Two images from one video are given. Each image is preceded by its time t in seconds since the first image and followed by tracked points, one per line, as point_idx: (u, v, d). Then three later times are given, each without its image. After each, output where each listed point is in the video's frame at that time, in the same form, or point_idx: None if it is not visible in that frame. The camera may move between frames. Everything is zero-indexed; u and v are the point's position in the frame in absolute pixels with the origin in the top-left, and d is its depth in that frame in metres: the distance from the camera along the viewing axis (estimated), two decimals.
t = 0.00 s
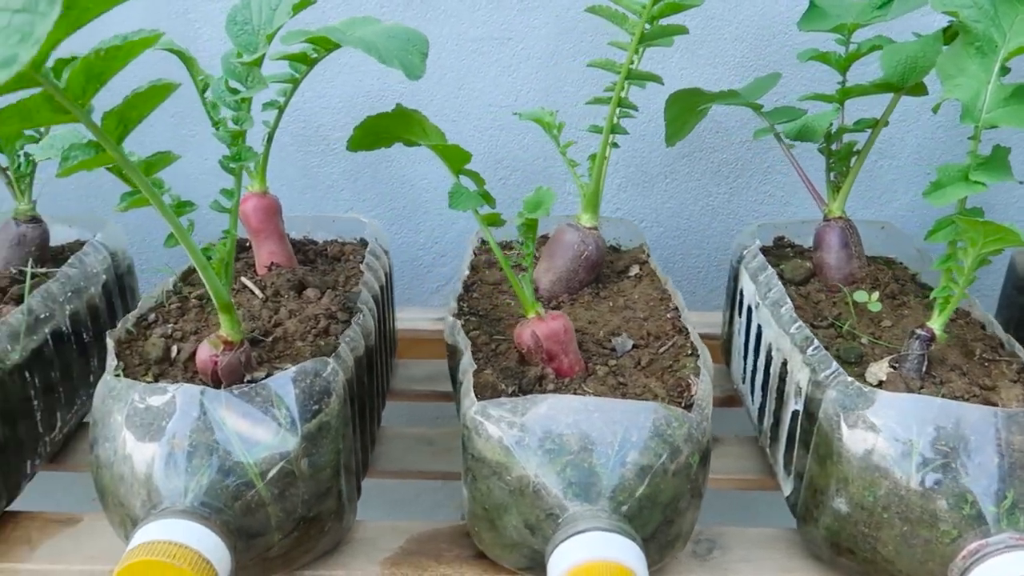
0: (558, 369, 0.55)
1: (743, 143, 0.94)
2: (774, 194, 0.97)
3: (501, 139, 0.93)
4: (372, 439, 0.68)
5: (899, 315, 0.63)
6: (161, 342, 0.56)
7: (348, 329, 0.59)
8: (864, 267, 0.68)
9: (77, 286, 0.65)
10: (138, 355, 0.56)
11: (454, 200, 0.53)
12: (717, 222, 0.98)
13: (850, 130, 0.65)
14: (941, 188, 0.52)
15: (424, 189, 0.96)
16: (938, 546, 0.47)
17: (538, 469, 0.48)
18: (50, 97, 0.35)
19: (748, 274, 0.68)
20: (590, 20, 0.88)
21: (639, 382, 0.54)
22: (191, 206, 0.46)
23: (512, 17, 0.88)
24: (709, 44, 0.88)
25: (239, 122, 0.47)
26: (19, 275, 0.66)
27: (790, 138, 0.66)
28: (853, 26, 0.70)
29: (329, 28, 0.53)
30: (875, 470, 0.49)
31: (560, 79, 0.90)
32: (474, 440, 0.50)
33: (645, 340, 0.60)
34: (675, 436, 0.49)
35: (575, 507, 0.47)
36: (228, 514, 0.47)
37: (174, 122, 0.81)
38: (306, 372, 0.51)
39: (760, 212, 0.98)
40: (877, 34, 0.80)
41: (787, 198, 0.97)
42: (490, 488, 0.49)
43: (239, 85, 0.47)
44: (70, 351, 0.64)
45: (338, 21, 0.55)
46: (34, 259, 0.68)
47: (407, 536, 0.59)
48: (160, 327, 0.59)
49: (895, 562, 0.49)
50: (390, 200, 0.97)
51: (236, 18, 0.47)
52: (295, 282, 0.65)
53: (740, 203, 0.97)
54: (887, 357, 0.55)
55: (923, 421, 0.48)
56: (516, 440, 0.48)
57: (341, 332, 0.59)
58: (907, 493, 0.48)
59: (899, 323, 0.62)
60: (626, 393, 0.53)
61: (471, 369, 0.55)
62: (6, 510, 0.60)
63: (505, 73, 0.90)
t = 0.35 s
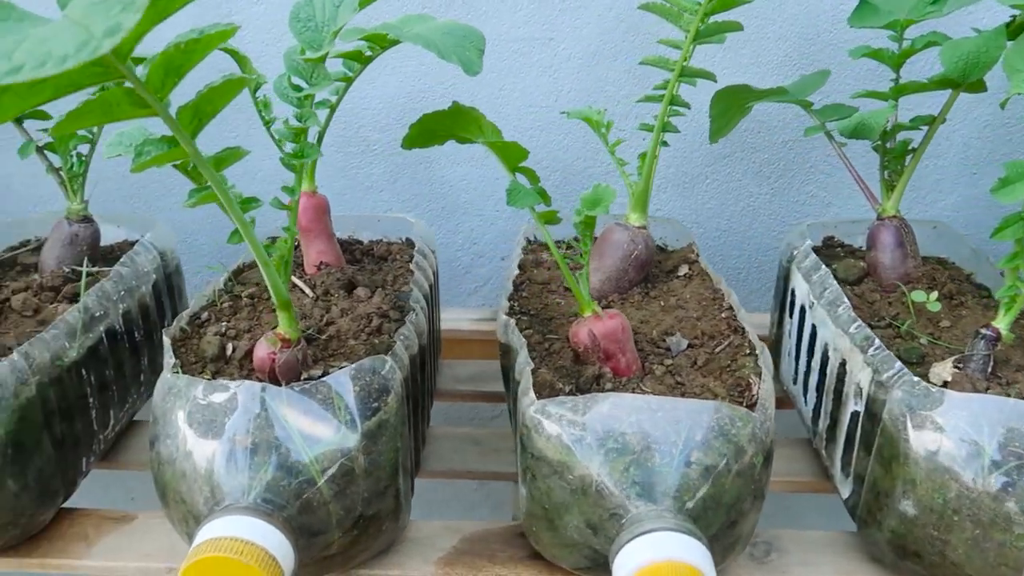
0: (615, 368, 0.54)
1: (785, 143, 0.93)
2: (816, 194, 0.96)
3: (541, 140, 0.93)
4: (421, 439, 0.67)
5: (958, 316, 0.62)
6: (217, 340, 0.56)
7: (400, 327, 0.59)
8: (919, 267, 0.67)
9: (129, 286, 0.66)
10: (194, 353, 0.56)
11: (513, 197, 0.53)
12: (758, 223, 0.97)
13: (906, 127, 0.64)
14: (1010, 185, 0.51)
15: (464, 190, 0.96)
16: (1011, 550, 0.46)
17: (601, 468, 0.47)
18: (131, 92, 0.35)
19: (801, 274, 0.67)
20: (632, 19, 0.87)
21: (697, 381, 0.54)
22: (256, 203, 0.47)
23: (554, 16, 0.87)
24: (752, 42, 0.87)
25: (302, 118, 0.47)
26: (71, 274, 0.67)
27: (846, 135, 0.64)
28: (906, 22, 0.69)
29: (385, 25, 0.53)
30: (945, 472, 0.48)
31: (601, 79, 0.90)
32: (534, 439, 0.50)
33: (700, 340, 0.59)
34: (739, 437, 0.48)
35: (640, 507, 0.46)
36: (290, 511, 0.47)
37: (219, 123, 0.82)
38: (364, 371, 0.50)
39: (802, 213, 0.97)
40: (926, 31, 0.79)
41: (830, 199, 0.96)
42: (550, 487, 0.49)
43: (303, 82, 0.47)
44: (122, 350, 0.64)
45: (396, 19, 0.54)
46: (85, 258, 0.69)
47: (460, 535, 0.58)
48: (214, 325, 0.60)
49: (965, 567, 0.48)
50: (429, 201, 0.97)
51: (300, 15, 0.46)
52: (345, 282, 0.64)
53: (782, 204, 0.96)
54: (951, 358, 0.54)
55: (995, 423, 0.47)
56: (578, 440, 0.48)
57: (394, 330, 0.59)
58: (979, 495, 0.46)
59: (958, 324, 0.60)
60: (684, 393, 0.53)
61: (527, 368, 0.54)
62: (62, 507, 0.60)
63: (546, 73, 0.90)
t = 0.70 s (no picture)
0: (676, 370, 0.53)
1: (831, 142, 0.92)
2: (863, 194, 0.95)
3: (583, 141, 0.92)
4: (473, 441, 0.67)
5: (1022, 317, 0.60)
6: (274, 342, 0.56)
7: (455, 328, 0.59)
8: (979, 268, 0.65)
9: (182, 287, 0.66)
10: (251, 354, 0.56)
11: (573, 198, 0.52)
12: (803, 225, 0.96)
13: (966, 125, 0.63)
14: None
15: (506, 191, 0.96)
16: None
17: (668, 471, 0.46)
18: (210, 89, 0.34)
19: (857, 275, 0.66)
20: (677, 19, 0.87)
21: (759, 383, 0.53)
22: (320, 203, 0.47)
23: (598, 16, 0.87)
24: (798, 41, 0.86)
25: (365, 119, 0.47)
26: (125, 275, 0.67)
27: (905, 134, 0.63)
28: (964, 18, 0.68)
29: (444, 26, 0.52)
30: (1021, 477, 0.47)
31: (645, 79, 0.89)
32: (597, 441, 0.49)
33: (759, 341, 0.58)
34: (808, 439, 0.47)
35: (708, 510, 0.46)
36: (355, 513, 0.46)
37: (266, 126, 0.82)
38: (425, 372, 0.50)
39: (848, 213, 0.95)
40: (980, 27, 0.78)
41: (876, 199, 0.95)
42: (615, 489, 0.48)
43: (366, 84, 0.47)
44: (176, 352, 0.64)
45: (452, 19, 0.54)
46: (138, 259, 0.69)
47: (517, 538, 0.58)
48: (269, 327, 0.60)
49: None
50: (470, 202, 0.97)
51: (365, 16, 0.46)
52: (397, 283, 0.64)
53: (827, 204, 0.95)
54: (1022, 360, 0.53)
55: None
56: (644, 442, 0.47)
57: (450, 331, 0.59)
58: None
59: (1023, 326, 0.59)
60: (747, 394, 0.52)
61: (586, 369, 0.54)
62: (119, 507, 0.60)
63: (589, 73, 0.89)
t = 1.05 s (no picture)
0: (741, 372, 0.53)
1: (878, 143, 0.91)
2: (910, 196, 0.93)
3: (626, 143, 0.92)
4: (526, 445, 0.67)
5: None
6: (333, 344, 0.56)
7: (513, 331, 0.59)
8: None
9: (237, 290, 0.66)
10: (311, 356, 0.57)
11: (638, 198, 0.52)
12: (848, 227, 0.95)
13: None
14: None
15: (548, 194, 0.96)
16: None
17: (741, 474, 0.46)
18: (299, 88, 0.34)
19: (917, 275, 0.65)
20: (722, 20, 0.86)
21: (825, 385, 0.52)
22: (391, 203, 0.47)
23: (642, 18, 0.87)
24: (844, 41, 0.85)
25: (432, 120, 0.46)
26: (180, 278, 0.68)
27: (967, 132, 0.62)
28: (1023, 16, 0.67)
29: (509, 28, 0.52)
30: None
31: (689, 81, 0.89)
32: (666, 443, 0.49)
33: (821, 343, 0.58)
34: (882, 442, 0.46)
35: (783, 514, 0.45)
36: (425, 515, 0.46)
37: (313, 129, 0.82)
38: (492, 373, 0.50)
39: (894, 215, 0.94)
40: None
41: (923, 201, 0.93)
42: (684, 493, 0.48)
43: (434, 84, 0.47)
44: (232, 354, 0.65)
45: (513, 20, 0.54)
46: (192, 263, 0.69)
47: (576, 542, 0.57)
48: (326, 329, 0.60)
49: None
50: (512, 206, 0.97)
51: (433, 16, 0.46)
52: (451, 286, 0.64)
53: (873, 207, 0.94)
54: None
55: None
56: (714, 445, 0.47)
57: (508, 334, 0.58)
58: None
59: None
60: (815, 396, 0.51)
61: (649, 371, 0.53)
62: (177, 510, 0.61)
63: (633, 76, 0.89)
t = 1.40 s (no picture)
0: (812, 376, 0.52)
1: (928, 144, 0.90)
2: (960, 197, 0.92)
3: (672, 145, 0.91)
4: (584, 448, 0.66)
5: None
6: (399, 347, 0.56)
7: (577, 334, 0.59)
8: None
9: (296, 293, 0.67)
10: (376, 359, 0.57)
11: (710, 200, 0.52)
12: (896, 230, 0.94)
13: None
14: None
15: (592, 197, 0.95)
16: None
17: (820, 479, 0.45)
18: (397, 90, 0.34)
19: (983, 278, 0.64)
20: (771, 21, 0.85)
21: (898, 389, 0.52)
22: (472, 206, 0.47)
23: (690, 20, 0.86)
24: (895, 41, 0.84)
25: (511, 122, 0.47)
26: (238, 281, 0.68)
27: None
28: None
29: (577, 27, 0.53)
30: None
31: (737, 82, 0.88)
32: (741, 448, 0.48)
33: (889, 346, 0.57)
34: (965, 448, 0.46)
35: (865, 519, 0.44)
36: (502, 518, 0.46)
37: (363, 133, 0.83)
38: (565, 376, 0.50)
39: (944, 217, 0.93)
40: None
41: (974, 202, 0.92)
42: (760, 497, 0.47)
43: (510, 86, 0.47)
44: (291, 357, 0.65)
45: (580, 19, 0.54)
46: (249, 266, 0.70)
47: (641, 546, 0.57)
48: (389, 332, 0.60)
49: None
50: (556, 208, 0.97)
51: (509, 19, 0.46)
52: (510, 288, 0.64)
53: (922, 209, 0.93)
54: None
55: None
56: (792, 449, 0.46)
57: (572, 337, 0.58)
58: None
59: None
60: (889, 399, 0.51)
61: (719, 375, 0.53)
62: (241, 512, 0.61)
63: (680, 78, 0.89)
